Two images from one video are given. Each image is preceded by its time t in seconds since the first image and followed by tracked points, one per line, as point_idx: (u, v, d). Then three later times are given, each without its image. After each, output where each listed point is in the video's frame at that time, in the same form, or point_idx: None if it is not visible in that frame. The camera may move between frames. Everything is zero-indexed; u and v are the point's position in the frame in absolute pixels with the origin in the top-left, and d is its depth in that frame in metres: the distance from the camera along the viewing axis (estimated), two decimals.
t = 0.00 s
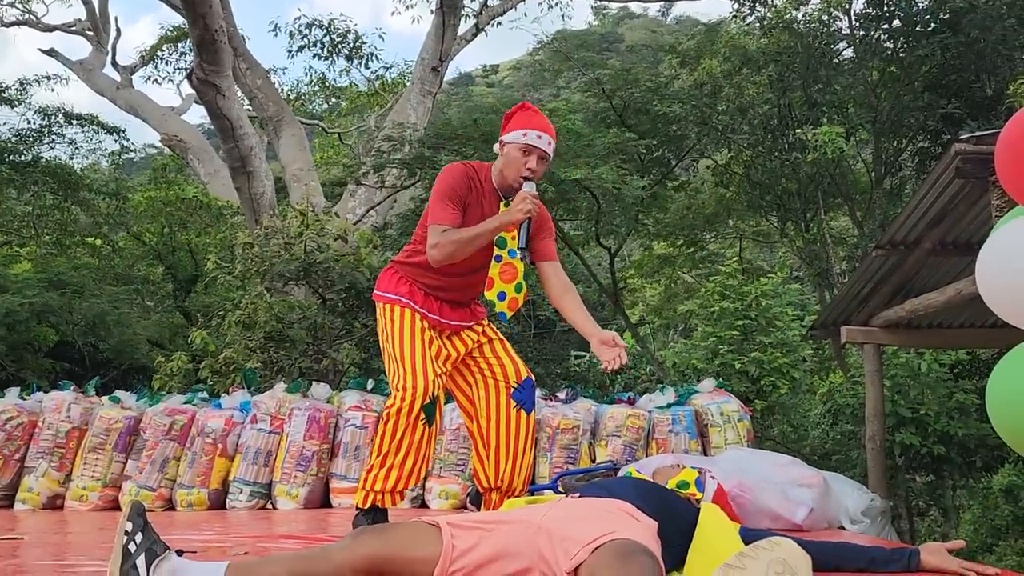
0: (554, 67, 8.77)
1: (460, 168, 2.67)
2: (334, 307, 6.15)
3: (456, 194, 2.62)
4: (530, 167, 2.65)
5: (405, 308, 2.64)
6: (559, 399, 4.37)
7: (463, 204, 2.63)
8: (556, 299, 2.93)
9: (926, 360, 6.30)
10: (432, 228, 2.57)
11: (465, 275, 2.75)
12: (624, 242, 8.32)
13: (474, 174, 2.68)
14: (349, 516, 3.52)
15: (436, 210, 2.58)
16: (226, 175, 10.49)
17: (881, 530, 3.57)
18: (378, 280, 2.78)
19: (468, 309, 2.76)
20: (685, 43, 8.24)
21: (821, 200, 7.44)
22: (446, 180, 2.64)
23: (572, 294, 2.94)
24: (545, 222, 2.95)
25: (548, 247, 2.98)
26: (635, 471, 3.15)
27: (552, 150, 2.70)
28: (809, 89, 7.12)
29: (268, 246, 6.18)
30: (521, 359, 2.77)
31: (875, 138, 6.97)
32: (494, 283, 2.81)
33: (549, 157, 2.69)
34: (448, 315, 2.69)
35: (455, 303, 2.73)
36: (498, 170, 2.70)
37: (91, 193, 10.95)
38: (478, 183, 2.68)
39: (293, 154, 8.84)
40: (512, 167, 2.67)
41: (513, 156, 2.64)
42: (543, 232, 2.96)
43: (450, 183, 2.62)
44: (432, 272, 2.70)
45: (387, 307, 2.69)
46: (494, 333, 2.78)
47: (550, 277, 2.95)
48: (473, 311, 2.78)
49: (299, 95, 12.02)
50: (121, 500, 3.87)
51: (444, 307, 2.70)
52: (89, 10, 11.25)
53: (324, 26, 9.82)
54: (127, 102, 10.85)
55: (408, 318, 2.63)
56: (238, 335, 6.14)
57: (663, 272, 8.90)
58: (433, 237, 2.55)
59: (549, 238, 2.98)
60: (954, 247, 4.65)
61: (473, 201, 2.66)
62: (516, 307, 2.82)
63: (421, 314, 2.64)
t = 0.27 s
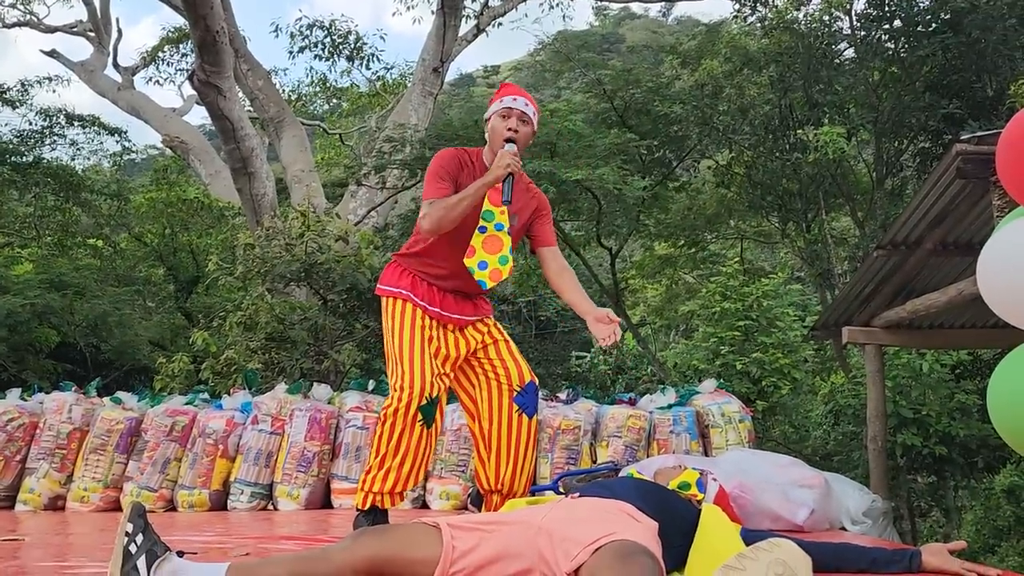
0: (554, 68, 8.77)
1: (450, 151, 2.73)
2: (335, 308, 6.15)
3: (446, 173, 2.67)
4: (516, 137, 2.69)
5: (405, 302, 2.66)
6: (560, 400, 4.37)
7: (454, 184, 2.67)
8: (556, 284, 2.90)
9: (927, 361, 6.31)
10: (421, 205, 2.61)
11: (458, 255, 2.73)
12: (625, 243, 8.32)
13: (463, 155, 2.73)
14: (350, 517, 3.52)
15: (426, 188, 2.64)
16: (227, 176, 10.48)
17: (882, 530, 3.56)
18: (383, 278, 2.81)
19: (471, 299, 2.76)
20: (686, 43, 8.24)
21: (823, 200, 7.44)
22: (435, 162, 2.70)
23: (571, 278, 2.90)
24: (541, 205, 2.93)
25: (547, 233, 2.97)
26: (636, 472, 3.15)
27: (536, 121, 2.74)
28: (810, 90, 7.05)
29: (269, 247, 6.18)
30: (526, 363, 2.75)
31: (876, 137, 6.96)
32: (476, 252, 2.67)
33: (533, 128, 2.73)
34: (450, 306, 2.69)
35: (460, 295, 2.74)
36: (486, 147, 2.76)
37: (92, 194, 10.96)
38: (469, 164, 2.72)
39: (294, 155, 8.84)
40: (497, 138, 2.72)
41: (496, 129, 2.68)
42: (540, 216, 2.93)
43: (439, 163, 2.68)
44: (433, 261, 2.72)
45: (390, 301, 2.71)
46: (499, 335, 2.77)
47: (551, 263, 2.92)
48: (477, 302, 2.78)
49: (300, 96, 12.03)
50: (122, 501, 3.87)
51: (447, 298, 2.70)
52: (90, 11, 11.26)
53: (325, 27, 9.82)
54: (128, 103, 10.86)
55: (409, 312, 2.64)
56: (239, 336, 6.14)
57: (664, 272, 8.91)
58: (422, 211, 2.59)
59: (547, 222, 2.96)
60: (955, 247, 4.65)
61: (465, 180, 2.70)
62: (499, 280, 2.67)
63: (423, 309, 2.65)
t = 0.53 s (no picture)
0: (556, 70, 8.78)
1: (450, 139, 2.79)
2: (336, 310, 6.16)
3: (446, 159, 2.72)
4: (509, 116, 2.71)
5: (414, 294, 2.65)
6: (562, 403, 4.37)
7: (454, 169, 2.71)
8: (560, 269, 2.88)
9: (930, 364, 6.31)
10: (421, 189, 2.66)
11: (460, 239, 2.73)
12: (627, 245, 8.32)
13: (461, 142, 2.76)
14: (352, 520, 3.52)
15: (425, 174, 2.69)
16: (229, 179, 10.49)
17: (885, 533, 3.56)
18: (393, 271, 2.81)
19: (483, 287, 2.77)
20: (688, 45, 8.23)
21: (824, 202, 7.43)
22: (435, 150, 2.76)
23: (572, 263, 2.89)
24: (542, 189, 2.92)
25: (551, 218, 2.96)
26: (638, 476, 3.16)
27: (529, 100, 2.76)
28: (812, 92, 7.12)
29: (271, 250, 6.18)
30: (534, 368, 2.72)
31: (878, 139, 6.96)
32: (475, 234, 2.70)
33: (528, 107, 2.75)
34: (459, 294, 2.69)
35: (471, 283, 2.74)
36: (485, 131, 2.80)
37: (95, 197, 10.98)
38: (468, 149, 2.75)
39: (296, 157, 8.84)
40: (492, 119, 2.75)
41: (489, 110, 2.70)
42: (542, 200, 2.93)
43: (438, 149, 2.74)
44: (439, 249, 2.73)
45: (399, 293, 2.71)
46: (511, 337, 2.74)
47: (554, 248, 2.91)
48: (488, 288, 2.78)
49: (302, 99, 12.04)
50: (124, 504, 3.86)
51: (456, 285, 2.70)
52: (93, 14, 11.29)
53: (327, 29, 9.83)
54: (131, 106, 10.88)
55: (417, 304, 2.64)
56: (241, 338, 6.14)
57: (665, 274, 8.91)
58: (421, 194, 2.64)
59: (550, 207, 2.96)
60: (957, 249, 4.64)
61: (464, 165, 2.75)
62: (499, 260, 2.68)
63: (431, 300, 2.65)
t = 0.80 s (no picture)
0: (557, 73, 8.79)
1: (455, 136, 2.83)
2: (338, 313, 6.17)
3: (451, 153, 2.76)
4: (510, 106, 2.74)
5: (428, 288, 2.65)
6: (564, 406, 4.36)
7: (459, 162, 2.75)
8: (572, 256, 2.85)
9: (932, 367, 6.31)
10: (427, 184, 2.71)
11: (473, 230, 2.72)
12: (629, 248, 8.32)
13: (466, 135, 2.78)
14: (354, 524, 3.52)
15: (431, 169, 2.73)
16: (232, 181, 10.50)
17: (887, 537, 3.56)
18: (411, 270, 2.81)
19: (502, 278, 2.75)
20: (689, 48, 8.29)
21: (827, 204, 7.41)
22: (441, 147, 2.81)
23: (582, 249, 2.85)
24: (551, 176, 2.90)
25: (560, 208, 2.93)
26: (640, 480, 3.15)
27: (529, 88, 2.79)
28: (814, 95, 7.09)
29: (272, 252, 6.19)
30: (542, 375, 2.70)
31: (880, 141, 6.96)
32: (489, 223, 2.70)
33: (528, 94, 2.77)
34: (475, 284, 2.67)
35: (490, 274, 2.72)
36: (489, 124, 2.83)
37: (97, 200, 10.99)
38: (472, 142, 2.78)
39: (298, 160, 8.84)
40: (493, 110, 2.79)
41: (488, 100, 2.74)
42: (551, 187, 2.90)
43: (443, 146, 2.78)
44: (454, 242, 2.72)
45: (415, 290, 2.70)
46: (524, 341, 2.70)
47: (566, 235, 2.87)
48: (506, 279, 2.77)
49: (304, 101, 12.06)
50: (126, 507, 3.87)
51: (473, 276, 2.68)
52: (95, 18, 11.32)
53: (329, 32, 9.85)
54: (133, 109, 10.90)
55: (432, 298, 2.63)
56: (243, 341, 6.14)
57: (667, 277, 8.91)
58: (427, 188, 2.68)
59: (559, 195, 2.93)
60: (959, 253, 4.65)
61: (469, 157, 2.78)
62: (514, 248, 2.71)
63: (446, 294, 2.64)
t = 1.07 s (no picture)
0: (560, 75, 8.80)
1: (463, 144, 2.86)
2: (340, 315, 6.17)
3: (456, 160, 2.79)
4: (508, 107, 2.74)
5: (443, 294, 2.68)
6: (565, 408, 4.36)
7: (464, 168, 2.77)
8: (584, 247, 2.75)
9: (935, 369, 6.30)
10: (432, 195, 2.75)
11: (484, 233, 2.74)
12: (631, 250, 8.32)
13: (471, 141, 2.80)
14: (356, 527, 3.52)
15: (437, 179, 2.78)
16: (234, 184, 10.52)
17: (890, 540, 3.56)
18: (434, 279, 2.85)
19: (517, 279, 2.75)
20: (691, 51, 8.32)
21: (829, 207, 7.38)
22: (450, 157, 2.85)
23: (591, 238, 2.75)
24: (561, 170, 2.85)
25: (574, 202, 2.85)
26: (642, 484, 3.15)
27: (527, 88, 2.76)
28: (816, 97, 7.04)
29: (275, 255, 6.19)
30: (552, 383, 2.69)
31: (882, 143, 6.95)
32: (500, 226, 2.71)
33: (526, 94, 2.75)
34: (489, 288, 2.68)
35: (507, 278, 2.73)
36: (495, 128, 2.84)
37: (100, 202, 11.00)
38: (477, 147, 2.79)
39: (300, 163, 8.86)
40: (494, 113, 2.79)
41: (486, 104, 2.75)
42: (561, 180, 2.84)
43: (450, 155, 2.82)
44: (467, 246, 2.74)
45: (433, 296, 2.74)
46: (537, 347, 2.71)
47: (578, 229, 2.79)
48: (524, 281, 2.77)
49: (307, 104, 12.07)
50: (128, 509, 3.87)
51: (488, 280, 2.70)
52: (98, 20, 11.34)
53: (331, 34, 9.86)
54: (136, 111, 10.91)
55: (446, 302, 2.67)
56: (245, 343, 6.14)
57: (670, 279, 8.91)
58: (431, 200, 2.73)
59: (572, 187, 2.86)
60: (961, 255, 4.64)
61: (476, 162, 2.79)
62: (528, 249, 2.71)
63: (461, 299, 2.67)
